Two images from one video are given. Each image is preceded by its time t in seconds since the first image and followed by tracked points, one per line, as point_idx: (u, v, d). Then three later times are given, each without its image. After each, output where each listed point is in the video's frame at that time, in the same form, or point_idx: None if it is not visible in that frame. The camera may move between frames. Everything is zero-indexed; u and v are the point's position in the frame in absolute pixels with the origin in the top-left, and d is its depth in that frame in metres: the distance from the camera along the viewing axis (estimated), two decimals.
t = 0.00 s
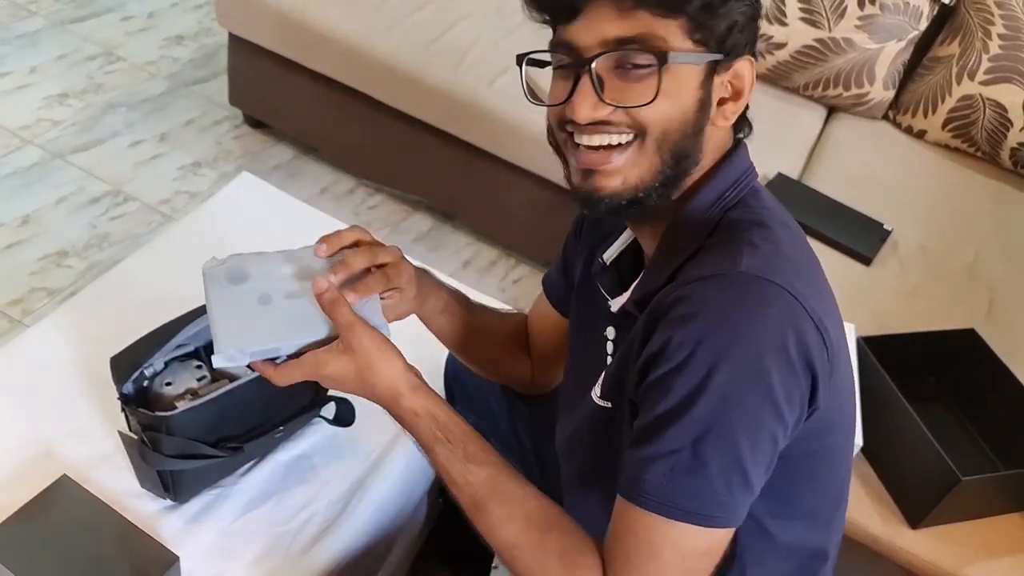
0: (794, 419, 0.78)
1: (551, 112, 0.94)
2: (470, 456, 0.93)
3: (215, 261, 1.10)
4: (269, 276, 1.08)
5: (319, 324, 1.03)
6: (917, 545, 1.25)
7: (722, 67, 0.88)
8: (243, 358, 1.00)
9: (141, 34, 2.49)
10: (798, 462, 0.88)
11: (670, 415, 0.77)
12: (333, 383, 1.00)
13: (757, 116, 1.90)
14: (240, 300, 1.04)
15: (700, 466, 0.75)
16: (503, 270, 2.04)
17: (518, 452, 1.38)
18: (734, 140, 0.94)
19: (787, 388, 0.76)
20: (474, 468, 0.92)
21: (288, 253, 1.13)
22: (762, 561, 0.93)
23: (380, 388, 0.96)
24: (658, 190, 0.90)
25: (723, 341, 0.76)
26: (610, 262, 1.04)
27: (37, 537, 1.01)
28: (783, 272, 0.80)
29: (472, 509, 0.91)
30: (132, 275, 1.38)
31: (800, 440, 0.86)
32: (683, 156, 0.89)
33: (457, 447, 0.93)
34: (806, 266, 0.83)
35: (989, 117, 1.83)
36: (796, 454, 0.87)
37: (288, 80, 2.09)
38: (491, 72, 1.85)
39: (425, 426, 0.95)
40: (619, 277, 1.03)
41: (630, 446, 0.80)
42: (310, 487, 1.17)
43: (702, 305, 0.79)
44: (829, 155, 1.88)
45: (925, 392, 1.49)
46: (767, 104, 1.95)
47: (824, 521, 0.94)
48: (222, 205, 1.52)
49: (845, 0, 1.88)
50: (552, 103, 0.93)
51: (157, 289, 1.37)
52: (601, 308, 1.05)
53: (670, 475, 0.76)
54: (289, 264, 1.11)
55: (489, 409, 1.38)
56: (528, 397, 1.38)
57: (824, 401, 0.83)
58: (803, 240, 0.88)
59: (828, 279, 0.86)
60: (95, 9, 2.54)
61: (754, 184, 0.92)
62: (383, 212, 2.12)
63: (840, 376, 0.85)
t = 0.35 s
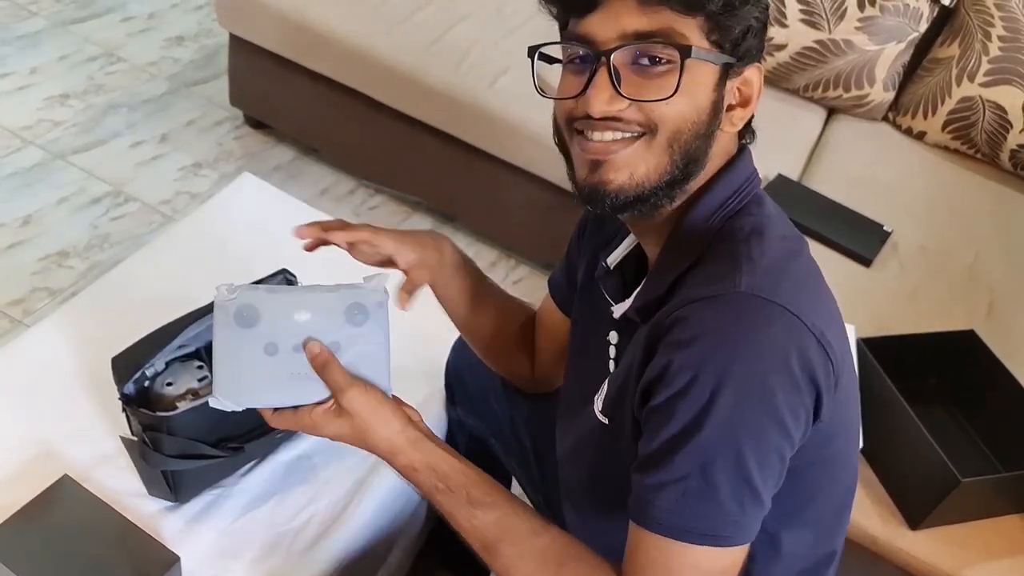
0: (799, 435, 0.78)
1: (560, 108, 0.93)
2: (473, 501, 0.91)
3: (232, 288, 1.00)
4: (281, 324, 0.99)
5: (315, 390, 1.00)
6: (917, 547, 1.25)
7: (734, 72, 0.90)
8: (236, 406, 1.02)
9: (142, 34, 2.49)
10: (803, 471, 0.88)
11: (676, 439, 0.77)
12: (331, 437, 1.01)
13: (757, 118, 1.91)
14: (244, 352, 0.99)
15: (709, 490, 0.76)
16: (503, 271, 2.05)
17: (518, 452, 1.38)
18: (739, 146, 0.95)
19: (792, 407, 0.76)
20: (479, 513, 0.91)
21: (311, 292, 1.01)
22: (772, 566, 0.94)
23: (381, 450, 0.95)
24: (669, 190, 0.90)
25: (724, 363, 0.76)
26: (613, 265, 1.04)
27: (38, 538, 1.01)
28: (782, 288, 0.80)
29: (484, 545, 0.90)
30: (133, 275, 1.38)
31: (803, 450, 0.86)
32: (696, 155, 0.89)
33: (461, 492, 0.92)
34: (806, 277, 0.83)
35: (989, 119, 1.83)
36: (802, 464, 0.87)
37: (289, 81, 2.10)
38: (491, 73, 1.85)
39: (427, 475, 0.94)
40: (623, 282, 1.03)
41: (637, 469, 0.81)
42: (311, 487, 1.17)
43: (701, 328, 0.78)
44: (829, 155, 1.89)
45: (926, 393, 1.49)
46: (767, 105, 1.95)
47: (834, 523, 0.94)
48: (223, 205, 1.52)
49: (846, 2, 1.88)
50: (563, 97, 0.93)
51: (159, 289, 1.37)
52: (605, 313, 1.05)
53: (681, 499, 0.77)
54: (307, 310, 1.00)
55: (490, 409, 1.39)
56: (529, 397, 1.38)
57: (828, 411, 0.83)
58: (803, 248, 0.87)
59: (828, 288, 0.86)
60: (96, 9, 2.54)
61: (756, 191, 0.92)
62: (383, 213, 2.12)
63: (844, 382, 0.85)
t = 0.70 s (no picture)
0: (793, 434, 0.78)
1: (552, 104, 0.93)
2: (488, 498, 0.92)
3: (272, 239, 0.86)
4: (317, 292, 0.88)
5: (338, 371, 0.93)
6: (916, 547, 1.25)
7: (727, 69, 0.90)
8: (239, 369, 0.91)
9: (142, 35, 2.49)
10: (799, 469, 0.88)
11: (671, 440, 0.77)
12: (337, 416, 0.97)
13: (756, 118, 1.91)
14: (269, 318, 0.88)
15: (704, 491, 0.76)
16: (503, 271, 2.05)
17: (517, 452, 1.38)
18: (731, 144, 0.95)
19: (786, 407, 0.76)
20: (493, 510, 0.92)
21: (355, 261, 0.89)
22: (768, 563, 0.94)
23: (394, 439, 0.94)
24: (660, 189, 0.90)
25: (717, 364, 0.76)
26: (608, 263, 1.04)
27: (38, 538, 1.01)
28: (774, 289, 0.79)
29: (501, 540, 0.91)
30: (133, 275, 1.39)
31: (798, 448, 0.86)
32: (687, 153, 0.89)
33: (475, 490, 0.93)
34: (797, 277, 0.82)
35: (987, 119, 1.83)
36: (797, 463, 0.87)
37: (288, 81, 2.10)
38: (490, 73, 1.86)
39: (439, 470, 0.94)
40: (619, 279, 1.03)
41: (632, 470, 0.81)
42: (311, 487, 1.17)
43: (694, 329, 0.78)
44: (828, 155, 1.89)
45: (926, 393, 1.49)
46: (766, 105, 1.95)
47: (829, 518, 0.95)
48: (223, 206, 1.53)
49: (844, 2, 1.88)
50: (555, 92, 0.92)
51: (158, 289, 1.38)
52: (599, 311, 1.05)
53: (676, 500, 0.77)
54: (347, 281, 0.88)
55: (489, 409, 1.39)
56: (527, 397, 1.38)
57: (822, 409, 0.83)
58: (795, 246, 0.87)
59: (819, 286, 0.86)
60: (96, 10, 2.54)
61: (749, 189, 0.92)
62: (383, 213, 2.12)
63: (837, 380, 0.85)
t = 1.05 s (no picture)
0: (807, 445, 0.78)
1: (556, 109, 0.93)
2: (516, 517, 0.93)
3: (301, 262, 0.85)
4: (346, 314, 0.87)
5: (367, 392, 0.92)
6: (914, 548, 1.25)
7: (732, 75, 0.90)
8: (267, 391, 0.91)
9: (140, 35, 2.49)
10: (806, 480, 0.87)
11: (688, 461, 0.77)
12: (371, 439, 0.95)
13: (755, 119, 1.91)
14: (297, 338, 0.87)
15: (724, 509, 0.76)
16: (502, 272, 2.05)
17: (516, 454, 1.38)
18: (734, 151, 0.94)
19: (800, 421, 0.76)
20: (522, 529, 0.92)
21: (385, 282, 0.87)
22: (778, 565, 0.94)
23: (422, 456, 0.93)
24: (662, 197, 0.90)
25: (730, 383, 0.75)
26: (603, 264, 1.05)
27: (36, 540, 1.01)
28: (781, 300, 0.79)
29: (531, 558, 0.92)
30: (131, 276, 1.38)
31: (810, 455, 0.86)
32: (690, 160, 0.89)
33: (503, 509, 0.93)
34: (804, 287, 0.82)
35: (986, 120, 1.83)
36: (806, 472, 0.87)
37: (287, 82, 2.10)
38: (490, 74, 1.86)
39: (467, 490, 0.94)
40: (613, 283, 1.03)
41: (647, 490, 0.81)
42: (309, 488, 1.17)
43: (703, 347, 0.77)
44: (828, 156, 1.89)
45: (920, 395, 1.50)
46: (765, 106, 1.96)
47: (837, 519, 0.95)
48: (222, 206, 1.52)
49: (843, 3, 1.88)
50: (560, 98, 0.92)
51: (157, 290, 1.37)
52: (593, 310, 1.06)
53: (697, 519, 0.77)
54: (375, 301, 0.87)
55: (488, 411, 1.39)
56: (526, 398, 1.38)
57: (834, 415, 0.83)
58: (797, 253, 0.87)
59: (824, 292, 0.85)
60: (94, 11, 2.54)
61: (750, 196, 0.91)
62: (381, 214, 2.12)
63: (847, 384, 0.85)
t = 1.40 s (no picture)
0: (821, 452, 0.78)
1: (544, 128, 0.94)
2: (535, 539, 0.96)
3: (339, 291, 0.79)
4: (378, 344, 0.83)
5: (392, 420, 0.89)
6: (913, 549, 1.25)
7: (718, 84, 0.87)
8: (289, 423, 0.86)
9: (138, 36, 2.49)
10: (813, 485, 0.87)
11: (704, 477, 0.77)
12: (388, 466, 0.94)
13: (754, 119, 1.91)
14: (327, 369, 0.82)
15: (744, 521, 0.76)
16: (500, 272, 2.05)
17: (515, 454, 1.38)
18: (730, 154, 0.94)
19: (815, 429, 0.76)
20: (542, 551, 0.95)
21: (420, 310, 0.83)
22: (785, 564, 0.95)
23: (440, 484, 0.94)
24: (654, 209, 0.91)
25: (743, 397, 0.75)
26: (601, 268, 1.05)
27: (33, 541, 1.00)
28: (790, 310, 0.79)
29: None
30: (129, 276, 1.38)
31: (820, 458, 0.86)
32: (677, 175, 0.88)
33: (522, 533, 0.96)
34: (810, 294, 0.82)
35: (984, 121, 1.84)
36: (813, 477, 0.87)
37: (285, 82, 2.09)
38: (488, 74, 1.85)
39: (487, 517, 0.96)
40: (609, 286, 1.03)
41: (661, 502, 0.80)
42: (308, 488, 1.17)
43: (714, 362, 0.77)
44: (825, 157, 1.89)
45: (918, 395, 1.50)
46: (763, 107, 1.96)
47: (844, 515, 0.95)
48: (219, 207, 1.52)
49: (841, 3, 1.88)
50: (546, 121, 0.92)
51: (155, 290, 1.37)
52: (591, 313, 1.06)
53: (716, 531, 0.78)
54: (408, 329, 0.83)
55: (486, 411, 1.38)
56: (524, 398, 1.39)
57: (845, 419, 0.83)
58: (799, 258, 0.87)
59: (829, 296, 0.85)
60: (92, 11, 2.54)
61: (749, 201, 0.91)
62: (380, 214, 2.12)
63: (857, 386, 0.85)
